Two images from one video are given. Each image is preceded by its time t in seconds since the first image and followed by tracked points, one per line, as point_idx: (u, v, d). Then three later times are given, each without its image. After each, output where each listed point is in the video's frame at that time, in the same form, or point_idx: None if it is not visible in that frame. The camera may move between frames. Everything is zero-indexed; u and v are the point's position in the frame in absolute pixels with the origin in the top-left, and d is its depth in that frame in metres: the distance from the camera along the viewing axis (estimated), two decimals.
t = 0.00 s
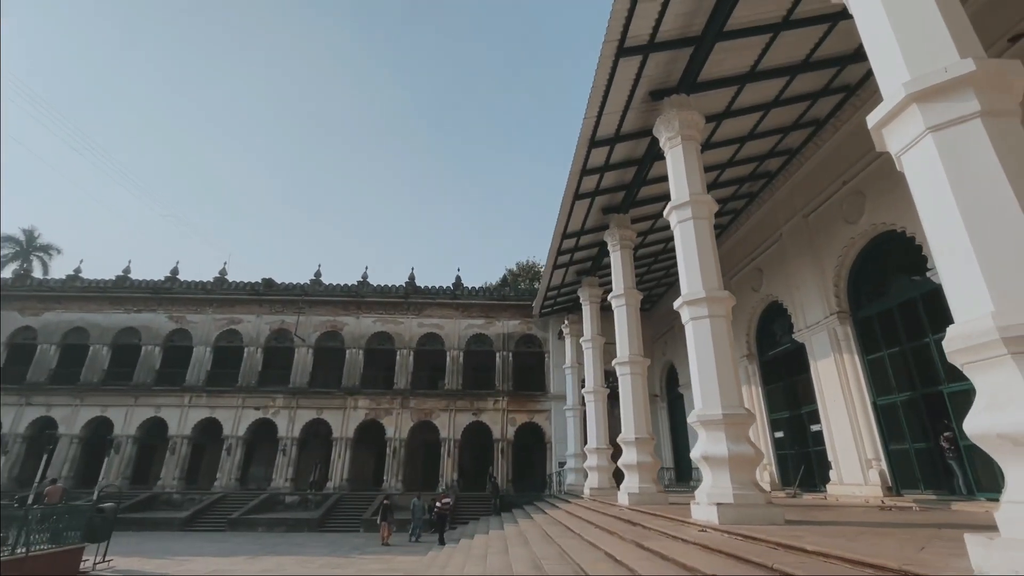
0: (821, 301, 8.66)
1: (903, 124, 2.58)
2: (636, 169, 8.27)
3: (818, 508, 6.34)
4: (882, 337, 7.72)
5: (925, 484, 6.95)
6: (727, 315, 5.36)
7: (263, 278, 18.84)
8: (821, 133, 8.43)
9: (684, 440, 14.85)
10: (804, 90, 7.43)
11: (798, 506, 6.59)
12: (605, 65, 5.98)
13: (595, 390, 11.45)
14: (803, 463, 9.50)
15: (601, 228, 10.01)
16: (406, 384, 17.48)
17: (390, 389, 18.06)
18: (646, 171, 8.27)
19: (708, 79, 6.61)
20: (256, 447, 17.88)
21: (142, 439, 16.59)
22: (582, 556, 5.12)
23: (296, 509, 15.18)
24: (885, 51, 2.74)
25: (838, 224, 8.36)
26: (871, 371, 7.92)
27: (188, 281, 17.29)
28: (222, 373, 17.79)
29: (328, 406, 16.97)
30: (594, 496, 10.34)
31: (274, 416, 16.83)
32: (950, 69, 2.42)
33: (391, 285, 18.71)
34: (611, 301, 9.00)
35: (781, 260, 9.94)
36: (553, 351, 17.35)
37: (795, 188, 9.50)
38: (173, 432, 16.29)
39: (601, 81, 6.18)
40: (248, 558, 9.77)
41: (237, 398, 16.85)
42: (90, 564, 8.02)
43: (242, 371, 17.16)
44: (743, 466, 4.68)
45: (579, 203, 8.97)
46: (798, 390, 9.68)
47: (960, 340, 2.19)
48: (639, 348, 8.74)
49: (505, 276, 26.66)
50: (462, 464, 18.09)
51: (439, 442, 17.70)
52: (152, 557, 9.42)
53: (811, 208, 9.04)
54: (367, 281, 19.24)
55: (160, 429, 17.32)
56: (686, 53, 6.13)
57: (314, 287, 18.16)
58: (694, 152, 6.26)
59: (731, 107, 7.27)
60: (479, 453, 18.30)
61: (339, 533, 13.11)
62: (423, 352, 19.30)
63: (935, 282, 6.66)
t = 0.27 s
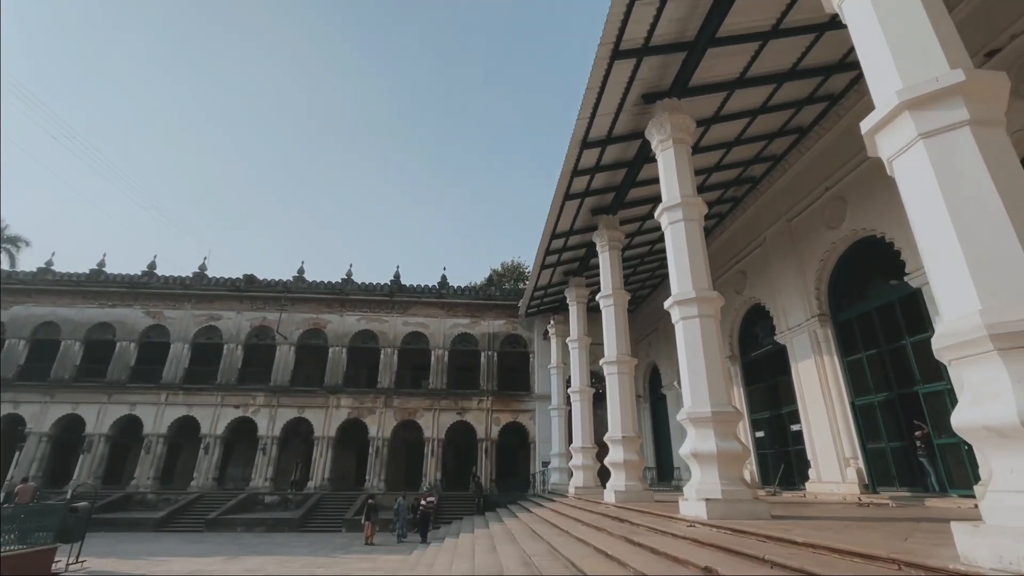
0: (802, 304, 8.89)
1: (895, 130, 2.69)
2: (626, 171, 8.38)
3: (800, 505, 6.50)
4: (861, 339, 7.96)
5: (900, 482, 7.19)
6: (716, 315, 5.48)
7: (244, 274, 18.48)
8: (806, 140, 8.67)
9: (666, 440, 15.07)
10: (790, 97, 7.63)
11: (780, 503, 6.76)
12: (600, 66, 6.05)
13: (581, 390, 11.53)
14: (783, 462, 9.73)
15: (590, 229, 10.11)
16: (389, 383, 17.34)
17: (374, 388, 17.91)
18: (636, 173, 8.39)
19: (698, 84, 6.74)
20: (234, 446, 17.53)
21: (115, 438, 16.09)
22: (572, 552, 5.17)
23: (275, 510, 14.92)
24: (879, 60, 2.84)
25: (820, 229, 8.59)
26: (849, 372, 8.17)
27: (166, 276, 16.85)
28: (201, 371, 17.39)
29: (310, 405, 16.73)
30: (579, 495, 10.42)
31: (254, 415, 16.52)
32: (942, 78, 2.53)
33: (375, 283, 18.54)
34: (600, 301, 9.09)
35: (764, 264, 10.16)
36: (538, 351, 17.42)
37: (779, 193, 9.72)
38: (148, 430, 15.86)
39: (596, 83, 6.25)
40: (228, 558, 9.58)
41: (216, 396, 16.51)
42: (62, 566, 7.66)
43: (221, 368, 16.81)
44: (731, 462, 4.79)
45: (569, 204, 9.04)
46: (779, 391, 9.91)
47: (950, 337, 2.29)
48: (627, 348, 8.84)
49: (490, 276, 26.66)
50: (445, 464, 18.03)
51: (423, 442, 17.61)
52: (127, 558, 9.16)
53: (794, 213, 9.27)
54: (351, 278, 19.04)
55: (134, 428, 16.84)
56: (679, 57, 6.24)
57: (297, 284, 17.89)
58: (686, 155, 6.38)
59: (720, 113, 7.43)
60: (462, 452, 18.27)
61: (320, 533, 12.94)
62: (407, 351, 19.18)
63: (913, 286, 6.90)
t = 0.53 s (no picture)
0: (786, 306, 9.09)
1: (888, 138, 2.79)
2: (617, 173, 8.48)
3: (783, 502, 6.66)
4: (842, 342, 8.18)
5: (878, 480, 7.40)
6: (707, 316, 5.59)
7: (226, 270, 18.15)
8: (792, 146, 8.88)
9: (651, 440, 15.26)
10: (778, 105, 7.81)
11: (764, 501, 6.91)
12: (596, 68, 6.12)
13: (568, 390, 11.61)
14: (765, 461, 9.94)
15: (580, 230, 10.19)
16: (375, 382, 17.21)
17: (359, 387, 17.76)
18: (627, 175, 8.49)
19: (690, 89, 6.86)
20: (214, 446, 17.20)
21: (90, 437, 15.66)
22: (563, 549, 5.22)
23: (257, 510, 14.69)
24: (872, 70, 2.95)
25: (804, 234, 8.80)
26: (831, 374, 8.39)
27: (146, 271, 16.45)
28: (181, 369, 17.03)
29: (294, 404, 16.52)
30: (566, 494, 10.50)
31: (236, 414, 16.25)
32: (933, 89, 2.63)
33: (361, 281, 18.39)
34: (589, 301, 9.17)
35: (749, 267, 10.36)
36: (525, 351, 17.47)
37: (764, 198, 9.93)
38: (125, 429, 15.48)
39: (590, 85, 6.32)
40: (210, 558, 9.42)
41: (196, 394, 16.20)
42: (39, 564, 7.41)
43: (202, 366, 16.52)
44: (720, 460, 4.89)
45: (560, 205, 9.11)
46: (762, 392, 10.12)
47: (939, 338, 2.39)
48: (616, 348, 8.94)
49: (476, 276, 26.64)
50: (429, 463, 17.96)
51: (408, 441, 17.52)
52: (104, 559, 8.94)
53: (779, 218, 9.47)
54: (337, 276, 18.84)
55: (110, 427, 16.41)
56: (672, 62, 6.34)
57: (281, 281, 17.64)
58: (678, 158, 6.48)
59: (710, 118, 7.57)
60: (447, 452, 18.22)
61: (303, 533, 12.78)
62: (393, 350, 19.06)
63: (893, 290, 7.12)
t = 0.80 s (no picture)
0: (770, 308, 9.30)
1: (879, 144, 2.91)
2: (608, 174, 8.58)
3: (766, 498, 6.82)
4: (824, 343, 8.41)
5: (856, 477, 7.63)
6: (697, 316, 5.70)
7: (208, 265, 17.78)
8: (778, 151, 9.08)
9: (635, 439, 15.44)
10: (765, 110, 8.00)
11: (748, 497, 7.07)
12: (591, 70, 6.19)
13: (555, 389, 11.68)
14: (747, 459, 10.16)
15: (570, 230, 10.28)
16: (359, 380, 17.07)
17: (343, 385, 17.58)
18: (617, 176, 8.60)
19: (682, 93, 6.98)
20: (193, 444, 16.84)
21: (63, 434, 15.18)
22: (554, 544, 5.29)
23: (237, 510, 14.44)
24: (864, 78, 3.06)
25: (788, 237, 9.01)
26: (812, 374, 8.61)
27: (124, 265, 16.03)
28: (159, 365, 16.63)
29: (276, 401, 16.28)
30: (552, 492, 10.57)
31: (216, 411, 15.95)
32: (923, 98, 2.75)
33: (347, 278, 18.20)
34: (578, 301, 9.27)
35: (734, 269, 10.56)
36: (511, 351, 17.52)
37: (750, 202, 10.14)
38: (100, 426, 15.06)
39: (585, 86, 6.39)
40: (190, 558, 9.24)
41: (175, 391, 15.84)
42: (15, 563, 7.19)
43: (181, 362, 16.24)
44: (709, 456, 5.01)
45: (551, 204, 9.18)
46: (745, 391, 10.33)
47: (926, 335, 2.51)
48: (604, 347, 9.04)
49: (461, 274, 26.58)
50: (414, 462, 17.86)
51: (392, 440, 17.41)
52: (80, 559, 8.70)
53: (764, 221, 9.68)
54: (321, 272, 18.62)
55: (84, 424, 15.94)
56: (665, 67, 6.44)
57: (265, 277, 17.35)
58: (670, 161, 6.59)
59: (699, 122, 7.72)
60: (431, 451, 18.15)
61: (285, 532, 12.61)
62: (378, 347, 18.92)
63: (873, 293, 7.36)
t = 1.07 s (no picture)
0: (755, 309, 9.49)
1: (872, 148, 3.02)
2: (600, 174, 8.67)
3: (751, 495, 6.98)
4: (808, 344, 8.63)
5: (837, 474, 7.84)
6: (688, 315, 5.82)
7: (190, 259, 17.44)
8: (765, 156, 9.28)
9: (620, 438, 15.60)
10: (754, 115, 8.17)
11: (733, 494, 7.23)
12: (587, 71, 6.26)
13: (544, 387, 11.75)
14: (732, 457, 10.37)
15: (560, 229, 10.35)
16: (345, 377, 16.92)
17: (328, 382, 17.41)
18: (609, 177, 8.70)
19: (675, 96, 7.09)
20: (173, 442, 16.49)
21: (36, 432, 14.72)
22: (547, 539, 5.35)
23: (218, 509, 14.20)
24: (858, 84, 3.17)
25: (774, 240, 9.22)
26: (796, 374, 8.83)
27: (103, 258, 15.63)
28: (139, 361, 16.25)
29: (259, 399, 16.06)
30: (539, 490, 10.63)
31: (197, 409, 15.66)
32: (915, 106, 2.87)
33: (333, 274, 18.03)
34: (569, 300, 9.35)
35: (721, 271, 10.74)
36: (498, 349, 17.55)
37: (736, 205, 10.33)
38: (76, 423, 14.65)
39: (581, 86, 6.46)
40: (172, 557, 9.06)
41: (154, 388, 15.49)
42: None
43: (162, 358, 15.92)
44: (700, 452, 5.12)
45: (542, 203, 9.23)
46: (730, 391, 10.53)
47: (916, 332, 2.61)
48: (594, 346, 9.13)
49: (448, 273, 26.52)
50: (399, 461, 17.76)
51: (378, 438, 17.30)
52: (57, 558, 8.47)
53: (750, 224, 9.88)
54: (307, 269, 18.40)
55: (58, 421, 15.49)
56: (659, 69, 6.54)
57: (249, 272, 17.08)
58: (663, 162, 6.70)
59: (690, 125, 7.85)
60: (417, 450, 18.08)
61: (268, 531, 12.43)
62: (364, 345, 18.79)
63: (856, 295, 7.58)
